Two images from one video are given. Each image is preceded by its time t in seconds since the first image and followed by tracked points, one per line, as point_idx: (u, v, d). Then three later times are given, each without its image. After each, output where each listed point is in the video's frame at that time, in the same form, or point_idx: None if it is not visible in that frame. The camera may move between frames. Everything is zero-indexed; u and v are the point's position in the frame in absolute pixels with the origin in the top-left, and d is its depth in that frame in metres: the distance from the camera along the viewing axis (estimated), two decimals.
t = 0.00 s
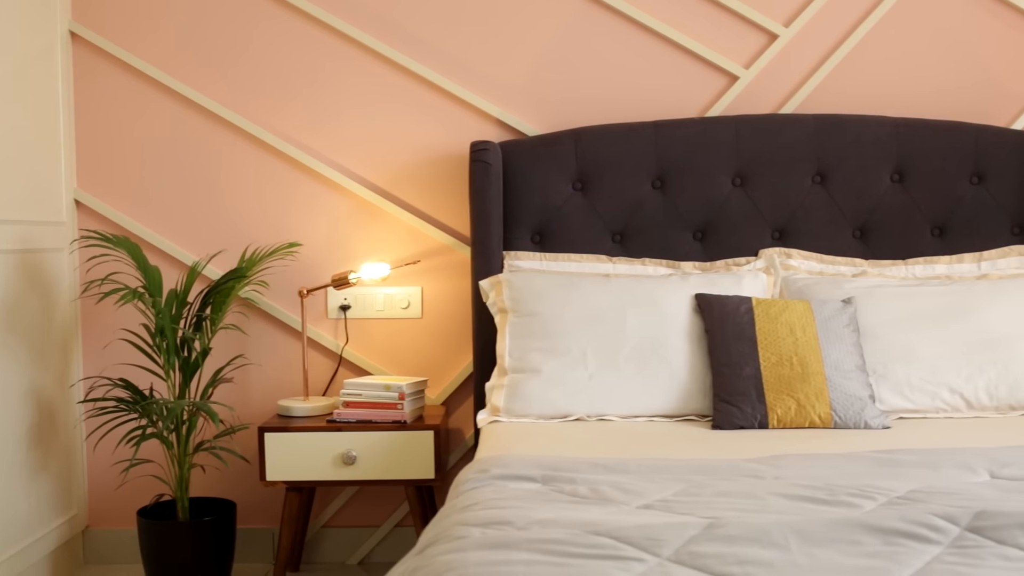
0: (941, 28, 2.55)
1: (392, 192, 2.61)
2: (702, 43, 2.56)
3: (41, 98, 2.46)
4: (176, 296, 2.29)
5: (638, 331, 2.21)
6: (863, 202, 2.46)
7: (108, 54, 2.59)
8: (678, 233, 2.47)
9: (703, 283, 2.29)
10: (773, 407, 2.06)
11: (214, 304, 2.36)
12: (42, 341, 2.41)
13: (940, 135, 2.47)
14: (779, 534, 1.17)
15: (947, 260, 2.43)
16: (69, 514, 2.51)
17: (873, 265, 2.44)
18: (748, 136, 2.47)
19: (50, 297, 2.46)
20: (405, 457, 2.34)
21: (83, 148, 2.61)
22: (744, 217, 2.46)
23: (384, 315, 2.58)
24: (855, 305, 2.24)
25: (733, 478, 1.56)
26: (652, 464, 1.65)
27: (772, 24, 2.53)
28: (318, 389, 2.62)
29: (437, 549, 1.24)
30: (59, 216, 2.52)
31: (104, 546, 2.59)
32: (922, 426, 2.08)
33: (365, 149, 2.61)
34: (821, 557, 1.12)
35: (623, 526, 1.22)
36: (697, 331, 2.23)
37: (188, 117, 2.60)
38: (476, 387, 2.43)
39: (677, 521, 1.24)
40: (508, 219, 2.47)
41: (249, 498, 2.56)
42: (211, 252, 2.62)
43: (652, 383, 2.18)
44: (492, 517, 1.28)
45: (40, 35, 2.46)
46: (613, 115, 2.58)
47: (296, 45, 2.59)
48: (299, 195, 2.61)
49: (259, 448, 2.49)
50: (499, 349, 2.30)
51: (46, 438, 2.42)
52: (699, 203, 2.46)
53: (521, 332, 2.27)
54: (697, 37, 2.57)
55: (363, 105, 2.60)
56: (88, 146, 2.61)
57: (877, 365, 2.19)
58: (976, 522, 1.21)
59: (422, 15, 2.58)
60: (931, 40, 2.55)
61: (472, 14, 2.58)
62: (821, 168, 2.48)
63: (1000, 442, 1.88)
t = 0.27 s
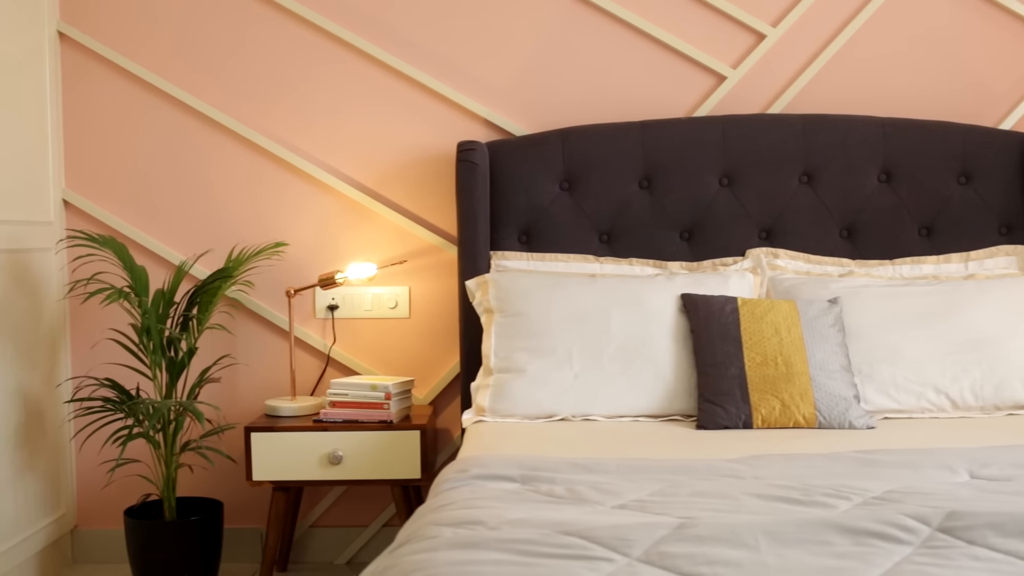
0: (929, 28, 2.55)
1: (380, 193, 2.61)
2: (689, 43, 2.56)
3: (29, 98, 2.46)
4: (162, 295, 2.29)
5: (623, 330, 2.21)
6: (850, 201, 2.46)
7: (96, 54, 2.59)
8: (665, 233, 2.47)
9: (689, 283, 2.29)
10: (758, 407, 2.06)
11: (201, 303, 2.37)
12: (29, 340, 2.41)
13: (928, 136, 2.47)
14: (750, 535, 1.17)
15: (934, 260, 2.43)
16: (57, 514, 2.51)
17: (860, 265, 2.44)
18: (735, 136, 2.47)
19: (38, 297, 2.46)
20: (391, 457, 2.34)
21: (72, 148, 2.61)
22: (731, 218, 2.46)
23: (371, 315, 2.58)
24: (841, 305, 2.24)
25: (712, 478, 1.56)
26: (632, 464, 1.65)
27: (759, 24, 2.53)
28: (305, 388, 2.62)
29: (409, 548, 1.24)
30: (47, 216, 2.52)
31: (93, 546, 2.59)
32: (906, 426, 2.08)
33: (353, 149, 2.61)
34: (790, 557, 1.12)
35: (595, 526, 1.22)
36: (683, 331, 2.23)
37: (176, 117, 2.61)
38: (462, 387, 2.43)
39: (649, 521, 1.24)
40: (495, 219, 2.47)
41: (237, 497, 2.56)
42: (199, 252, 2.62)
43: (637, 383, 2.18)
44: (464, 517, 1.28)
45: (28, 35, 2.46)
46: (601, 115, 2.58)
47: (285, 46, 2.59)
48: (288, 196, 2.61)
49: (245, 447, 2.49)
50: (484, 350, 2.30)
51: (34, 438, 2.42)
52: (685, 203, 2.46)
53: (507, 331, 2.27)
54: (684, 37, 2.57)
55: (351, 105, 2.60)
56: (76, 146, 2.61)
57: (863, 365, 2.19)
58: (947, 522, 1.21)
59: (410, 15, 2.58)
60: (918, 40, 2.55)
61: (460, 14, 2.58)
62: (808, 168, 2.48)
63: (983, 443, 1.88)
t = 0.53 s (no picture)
0: (916, 28, 2.55)
1: (368, 193, 2.61)
2: (677, 43, 2.56)
3: (16, 98, 2.47)
4: (148, 295, 2.29)
5: (608, 330, 2.21)
6: (837, 201, 2.46)
7: (84, 54, 2.59)
8: (652, 233, 2.47)
9: (675, 283, 2.29)
10: (742, 407, 2.06)
11: (187, 304, 2.37)
12: (16, 339, 2.41)
13: (915, 136, 2.48)
14: (719, 535, 1.17)
15: (921, 260, 2.43)
16: (45, 514, 2.52)
17: (847, 265, 2.44)
18: (722, 136, 2.47)
19: (25, 297, 2.47)
20: (378, 456, 2.34)
21: (60, 149, 2.61)
22: (718, 218, 2.46)
23: (359, 315, 2.58)
24: (826, 305, 2.24)
25: (691, 478, 1.56)
26: (612, 464, 1.64)
27: (746, 24, 2.53)
28: (293, 388, 2.62)
29: (380, 548, 1.24)
30: (35, 216, 2.53)
31: (81, 545, 2.60)
32: (891, 426, 2.08)
33: (341, 149, 2.61)
34: (759, 557, 1.12)
35: (565, 526, 1.22)
36: (669, 330, 2.23)
37: (164, 117, 2.61)
38: (449, 387, 2.43)
39: (620, 521, 1.24)
40: (482, 219, 2.47)
41: (224, 497, 2.56)
42: (187, 251, 2.62)
43: (622, 383, 2.17)
44: (436, 517, 1.28)
45: (15, 35, 2.47)
46: (588, 115, 2.58)
47: (273, 47, 2.60)
48: (276, 196, 2.61)
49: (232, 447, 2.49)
50: (470, 350, 2.30)
51: (20, 438, 2.42)
52: (673, 203, 2.46)
53: (492, 332, 2.27)
54: (672, 37, 2.56)
55: (339, 106, 2.60)
56: (64, 147, 2.61)
57: (848, 365, 2.19)
58: (918, 523, 1.20)
59: (397, 15, 2.59)
60: (905, 40, 2.55)
61: (448, 14, 2.58)
62: (795, 168, 2.48)
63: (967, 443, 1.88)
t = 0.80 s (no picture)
0: (904, 28, 2.55)
1: (356, 193, 2.61)
2: (664, 42, 2.56)
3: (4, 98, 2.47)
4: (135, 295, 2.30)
5: (593, 330, 2.21)
6: (825, 201, 2.47)
7: (72, 54, 2.60)
8: (639, 233, 2.47)
9: (661, 283, 2.29)
10: (727, 407, 2.06)
11: (174, 304, 2.37)
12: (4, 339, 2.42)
13: (902, 136, 2.48)
14: (690, 535, 1.17)
15: (908, 260, 2.43)
16: (33, 513, 2.52)
17: (834, 265, 2.44)
18: (709, 135, 2.47)
19: (13, 297, 2.47)
20: (364, 456, 2.34)
21: (48, 148, 2.61)
22: (705, 218, 2.46)
23: (347, 315, 2.58)
24: (812, 305, 2.24)
25: (669, 478, 1.56)
26: (591, 464, 1.64)
27: (734, 24, 2.53)
28: (281, 388, 2.62)
29: (353, 547, 1.24)
30: (23, 216, 2.53)
31: (69, 546, 2.60)
32: (876, 426, 2.07)
33: (329, 149, 2.61)
34: (729, 558, 1.12)
35: (537, 526, 1.22)
36: (654, 330, 2.23)
37: (152, 117, 2.61)
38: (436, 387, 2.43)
39: (592, 521, 1.24)
40: (469, 219, 2.47)
41: (211, 497, 2.56)
42: (175, 251, 2.62)
43: (607, 383, 2.17)
44: (409, 517, 1.29)
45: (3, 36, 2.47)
46: (576, 115, 2.58)
47: (262, 48, 2.60)
48: (266, 197, 2.61)
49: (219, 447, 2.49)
50: (456, 350, 2.30)
51: (7, 438, 2.42)
52: (660, 203, 2.46)
53: (478, 332, 2.27)
54: (659, 37, 2.56)
55: (327, 106, 2.60)
56: (53, 146, 2.61)
57: (834, 365, 2.19)
58: (890, 523, 1.20)
59: (385, 15, 2.59)
60: (892, 40, 2.55)
61: (435, 14, 2.58)
62: (782, 168, 2.48)
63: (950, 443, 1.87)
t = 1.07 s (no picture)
0: (892, 28, 2.55)
1: (344, 193, 2.61)
2: (652, 42, 2.56)
3: None
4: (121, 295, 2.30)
5: (579, 330, 2.21)
6: (812, 201, 2.46)
7: (61, 54, 2.60)
8: (627, 233, 2.47)
9: (648, 283, 2.29)
10: (712, 407, 2.05)
11: (161, 304, 2.37)
12: None
13: (889, 136, 2.48)
14: (662, 536, 1.17)
15: (896, 260, 2.43)
16: (22, 513, 2.52)
17: (821, 265, 2.44)
18: (697, 135, 2.47)
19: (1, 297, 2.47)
20: (350, 456, 2.34)
21: (37, 148, 2.62)
22: (692, 218, 2.46)
23: (335, 315, 2.58)
24: (799, 305, 2.23)
25: (649, 478, 1.56)
26: (573, 464, 1.64)
27: (722, 24, 2.53)
28: (269, 388, 2.62)
29: (327, 547, 1.24)
30: (11, 216, 2.53)
31: (58, 546, 2.60)
32: (861, 427, 2.07)
33: (317, 149, 2.61)
34: (699, 558, 1.12)
35: (510, 526, 1.22)
36: (641, 331, 2.23)
37: (140, 116, 2.61)
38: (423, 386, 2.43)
39: (566, 521, 1.24)
40: (456, 219, 2.47)
41: (200, 497, 2.57)
42: (163, 251, 2.63)
43: (593, 383, 2.17)
44: (384, 517, 1.29)
45: None
46: (564, 115, 2.58)
47: (251, 48, 2.60)
48: (254, 197, 2.61)
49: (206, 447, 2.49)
50: (442, 350, 2.30)
51: None
52: (647, 202, 2.46)
53: (464, 332, 2.27)
54: (648, 37, 2.56)
55: (315, 106, 2.60)
56: (41, 146, 2.62)
57: (820, 366, 2.18)
58: (863, 523, 1.20)
59: (374, 15, 2.59)
60: (881, 40, 2.55)
61: (424, 14, 2.58)
62: (770, 168, 2.48)
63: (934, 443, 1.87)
